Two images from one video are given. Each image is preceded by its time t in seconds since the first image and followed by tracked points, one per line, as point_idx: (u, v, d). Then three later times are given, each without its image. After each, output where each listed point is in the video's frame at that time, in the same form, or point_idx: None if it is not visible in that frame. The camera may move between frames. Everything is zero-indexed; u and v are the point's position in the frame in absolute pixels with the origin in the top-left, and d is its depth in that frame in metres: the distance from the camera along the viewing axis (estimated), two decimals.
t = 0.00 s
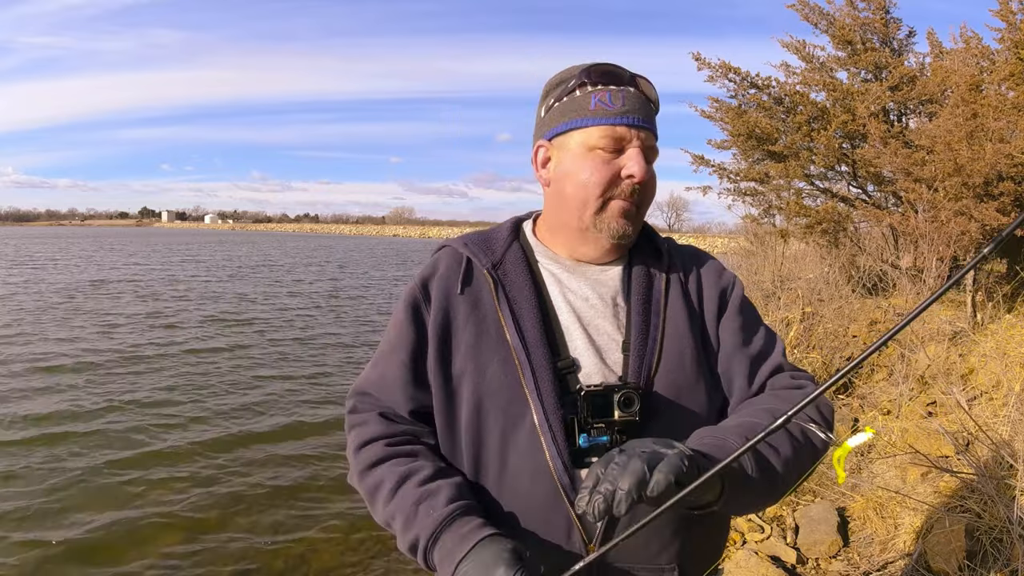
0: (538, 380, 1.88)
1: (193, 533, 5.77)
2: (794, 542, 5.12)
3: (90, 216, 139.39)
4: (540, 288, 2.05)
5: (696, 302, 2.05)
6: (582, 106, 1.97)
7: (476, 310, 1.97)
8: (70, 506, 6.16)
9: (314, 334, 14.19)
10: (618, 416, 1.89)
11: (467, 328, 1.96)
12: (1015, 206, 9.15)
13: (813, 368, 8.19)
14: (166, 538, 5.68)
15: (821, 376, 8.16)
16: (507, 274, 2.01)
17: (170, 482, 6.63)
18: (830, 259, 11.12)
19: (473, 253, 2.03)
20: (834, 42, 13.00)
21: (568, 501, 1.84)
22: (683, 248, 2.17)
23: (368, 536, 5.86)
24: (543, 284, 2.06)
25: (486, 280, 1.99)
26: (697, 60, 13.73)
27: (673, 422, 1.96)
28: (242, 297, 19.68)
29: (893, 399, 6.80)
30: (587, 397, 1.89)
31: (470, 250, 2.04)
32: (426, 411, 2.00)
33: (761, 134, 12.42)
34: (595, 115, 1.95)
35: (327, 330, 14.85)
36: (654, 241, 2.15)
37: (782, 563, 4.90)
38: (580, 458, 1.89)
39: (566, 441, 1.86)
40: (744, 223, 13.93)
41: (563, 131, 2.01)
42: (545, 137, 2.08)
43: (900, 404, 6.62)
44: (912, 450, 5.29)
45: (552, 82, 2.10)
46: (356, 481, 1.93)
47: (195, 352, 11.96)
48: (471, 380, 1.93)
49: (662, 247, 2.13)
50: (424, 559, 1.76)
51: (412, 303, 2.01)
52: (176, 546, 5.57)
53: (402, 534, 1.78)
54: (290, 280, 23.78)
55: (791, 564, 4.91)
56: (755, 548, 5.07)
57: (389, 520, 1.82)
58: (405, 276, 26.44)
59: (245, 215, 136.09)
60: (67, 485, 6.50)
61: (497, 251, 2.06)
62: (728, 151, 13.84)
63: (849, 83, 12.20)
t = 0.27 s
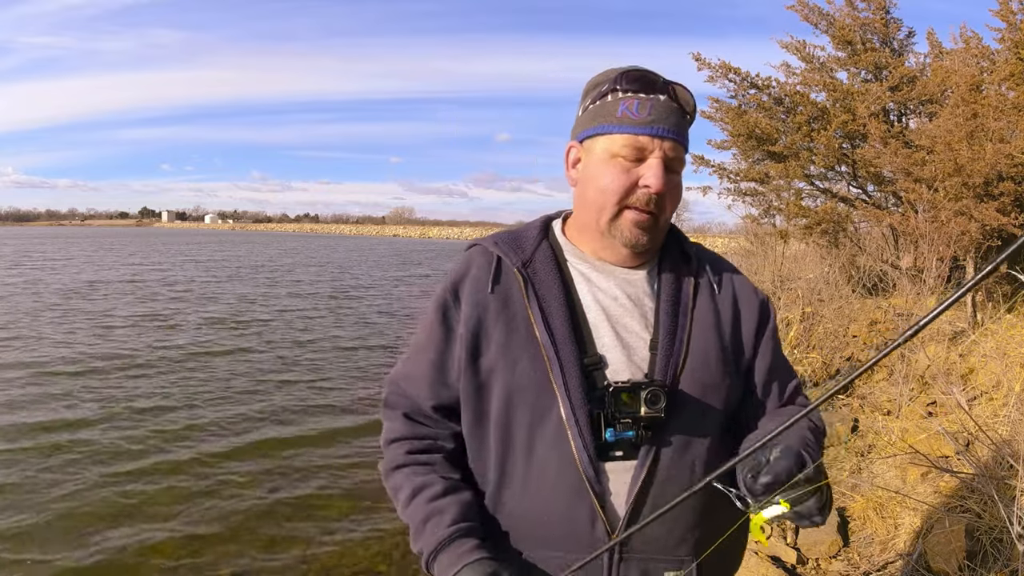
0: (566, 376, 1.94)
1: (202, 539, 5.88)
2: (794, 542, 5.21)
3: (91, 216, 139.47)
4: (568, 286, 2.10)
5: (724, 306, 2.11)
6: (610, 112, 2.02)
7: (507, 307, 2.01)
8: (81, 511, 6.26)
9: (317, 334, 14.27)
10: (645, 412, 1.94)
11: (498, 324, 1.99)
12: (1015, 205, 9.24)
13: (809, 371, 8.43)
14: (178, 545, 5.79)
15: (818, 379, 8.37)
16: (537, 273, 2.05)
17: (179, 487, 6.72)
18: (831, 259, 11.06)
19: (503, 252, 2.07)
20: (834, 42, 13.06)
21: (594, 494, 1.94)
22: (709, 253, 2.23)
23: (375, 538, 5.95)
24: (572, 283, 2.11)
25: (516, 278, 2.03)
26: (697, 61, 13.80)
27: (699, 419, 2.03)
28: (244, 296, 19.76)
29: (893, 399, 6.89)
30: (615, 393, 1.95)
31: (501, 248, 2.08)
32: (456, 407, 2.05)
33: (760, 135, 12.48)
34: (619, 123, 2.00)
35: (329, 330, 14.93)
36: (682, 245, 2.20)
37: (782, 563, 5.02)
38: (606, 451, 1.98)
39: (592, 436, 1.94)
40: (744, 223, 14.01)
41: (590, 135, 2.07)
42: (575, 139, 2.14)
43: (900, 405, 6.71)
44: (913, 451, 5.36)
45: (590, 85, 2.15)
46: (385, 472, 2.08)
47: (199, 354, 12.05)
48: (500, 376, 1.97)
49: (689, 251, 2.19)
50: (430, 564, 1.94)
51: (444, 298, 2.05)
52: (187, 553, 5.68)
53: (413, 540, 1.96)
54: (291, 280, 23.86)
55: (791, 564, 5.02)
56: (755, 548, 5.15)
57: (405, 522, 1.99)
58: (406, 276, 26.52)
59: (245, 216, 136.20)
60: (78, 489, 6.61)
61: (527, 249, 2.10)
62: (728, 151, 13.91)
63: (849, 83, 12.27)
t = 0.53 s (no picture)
0: (580, 369, 1.92)
1: (200, 531, 5.83)
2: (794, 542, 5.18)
3: (90, 216, 139.54)
4: (589, 280, 2.08)
5: (745, 309, 2.04)
6: (639, 119, 1.97)
7: (528, 300, 2.00)
8: (77, 505, 6.20)
9: (316, 334, 14.23)
10: (651, 408, 1.88)
11: (518, 315, 1.99)
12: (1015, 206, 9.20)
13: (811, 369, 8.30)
14: (174, 538, 5.71)
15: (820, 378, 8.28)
16: (559, 267, 2.04)
17: (176, 481, 6.67)
18: (830, 259, 11.04)
19: (529, 245, 2.07)
20: (834, 42, 13.03)
21: (600, 486, 1.91)
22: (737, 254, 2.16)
23: (373, 538, 5.91)
24: (593, 278, 2.08)
25: (539, 272, 2.03)
26: (697, 60, 13.77)
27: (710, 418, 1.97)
28: (243, 296, 19.72)
29: (893, 399, 6.84)
30: (623, 388, 1.91)
31: (527, 242, 2.09)
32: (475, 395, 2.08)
33: (760, 134, 12.45)
34: (645, 131, 1.96)
35: (328, 330, 14.89)
36: (708, 246, 2.15)
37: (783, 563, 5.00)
38: (612, 444, 1.94)
39: (600, 429, 1.91)
40: (743, 223, 13.97)
41: (616, 139, 2.03)
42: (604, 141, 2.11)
43: (900, 404, 6.65)
44: (912, 450, 5.32)
45: (625, 86, 2.11)
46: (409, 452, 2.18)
47: (198, 352, 12.02)
48: (518, 367, 1.96)
49: (714, 251, 2.13)
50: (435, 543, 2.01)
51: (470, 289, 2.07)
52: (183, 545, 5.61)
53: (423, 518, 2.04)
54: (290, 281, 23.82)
55: (792, 564, 5.01)
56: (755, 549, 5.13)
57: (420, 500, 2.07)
58: (405, 277, 26.48)
59: (245, 216, 136.13)
60: (74, 484, 6.55)
61: (552, 243, 2.10)
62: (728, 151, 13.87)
63: (849, 83, 12.22)
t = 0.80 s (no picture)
0: (574, 364, 1.96)
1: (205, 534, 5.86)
2: (795, 543, 5.19)
3: (90, 216, 139.69)
4: (591, 276, 2.10)
5: (751, 311, 1.99)
6: (639, 122, 1.99)
7: (530, 295, 2.05)
8: (81, 509, 6.24)
9: (317, 334, 14.24)
10: (638, 407, 1.89)
11: (520, 309, 2.04)
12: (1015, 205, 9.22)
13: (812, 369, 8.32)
14: (179, 542, 5.75)
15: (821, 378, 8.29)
16: (564, 262, 2.07)
17: (179, 484, 6.71)
18: (830, 259, 11.11)
19: (536, 240, 2.12)
20: (834, 42, 13.04)
21: (584, 480, 1.92)
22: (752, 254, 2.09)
23: (374, 539, 5.92)
24: (596, 274, 2.10)
25: (544, 266, 2.07)
26: (697, 61, 13.78)
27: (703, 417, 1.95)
28: (243, 297, 19.74)
29: (893, 399, 6.86)
30: (611, 383, 1.91)
31: (535, 237, 2.14)
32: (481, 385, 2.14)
33: (760, 135, 12.47)
34: (644, 133, 1.97)
35: (329, 330, 14.91)
36: (719, 245, 2.10)
37: (783, 564, 5.01)
38: (599, 438, 1.96)
39: (588, 424, 1.94)
40: (744, 223, 13.99)
41: (620, 142, 2.05)
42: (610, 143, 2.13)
43: (900, 404, 6.67)
44: (912, 451, 5.34)
45: (630, 87, 2.12)
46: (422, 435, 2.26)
47: (199, 353, 12.03)
48: (517, 361, 2.01)
49: (725, 250, 2.07)
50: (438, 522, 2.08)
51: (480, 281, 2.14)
52: (187, 549, 5.65)
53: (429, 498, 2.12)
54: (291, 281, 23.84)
55: (791, 564, 5.02)
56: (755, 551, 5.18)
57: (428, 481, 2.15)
58: (405, 277, 26.51)
59: (245, 216, 136.25)
60: (78, 488, 6.58)
61: (560, 238, 2.13)
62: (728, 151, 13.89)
63: (849, 83, 12.24)
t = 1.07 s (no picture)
0: (555, 372, 1.95)
1: (202, 535, 5.84)
2: (794, 542, 5.16)
3: (90, 216, 139.39)
4: (573, 282, 2.10)
5: (735, 313, 1.97)
6: (610, 125, 1.98)
7: (512, 304, 2.05)
8: (78, 510, 6.21)
9: (316, 335, 14.23)
10: (621, 416, 1.87)
11: (501, 317, 2.04)
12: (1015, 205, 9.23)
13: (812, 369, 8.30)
14: (178, 543, 5.73)
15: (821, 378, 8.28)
16: (545, 269, 2.07)
17: (178, 485, 6.69)
18: (830, 259, 11.12)
19: (518, 246, 2.11)
20: (834, 42, 13.03)
21: (569, 491, 1.91)
22: (736, 253, 2.08)
23: (373, 540, 5.92)
24: (577, 281, 2.10)
25: (526, 274, 2.07)
26: (697, 61, 13.75)
27: (689, 424, 1.93)
28: (242, 297, 19.70)
29: (893, 399, 6.84)
30: (593, 393, 1.90)
31: (516, 243, 2.12)
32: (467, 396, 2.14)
33: (760, 134, 12.45)
34: (615, 137, 1.96)
35: (328, 330, 14.89)
36: (702, 245, 2.09)
37: (783, 563, 4.97)
38: (583, 449, 1.95)
39: (571, 434, 1.92)
40: (744, 223, 13.97)
41: (593, 146, 2.04)
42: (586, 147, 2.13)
43: (900, 404, 6.65)
44: (912, 450, 5.33)
45: (602, 90, 2.11)
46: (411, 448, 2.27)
47: (197, 354, 12.01)
48: (499, 370, 2.01)
49: (708, 250, 2.06)
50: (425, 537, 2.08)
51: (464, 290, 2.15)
52: (187, 550, 5.63)
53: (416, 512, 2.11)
54: (290, 281, 23.81)
55: (791, 564, 4.98)
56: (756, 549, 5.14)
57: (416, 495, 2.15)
58: (405, 277, 26.49)
59: (244, 216, 136.24)
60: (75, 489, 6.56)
61: (541, 245, 2.12)
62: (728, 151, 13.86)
63: (848, 83, 12.22)
